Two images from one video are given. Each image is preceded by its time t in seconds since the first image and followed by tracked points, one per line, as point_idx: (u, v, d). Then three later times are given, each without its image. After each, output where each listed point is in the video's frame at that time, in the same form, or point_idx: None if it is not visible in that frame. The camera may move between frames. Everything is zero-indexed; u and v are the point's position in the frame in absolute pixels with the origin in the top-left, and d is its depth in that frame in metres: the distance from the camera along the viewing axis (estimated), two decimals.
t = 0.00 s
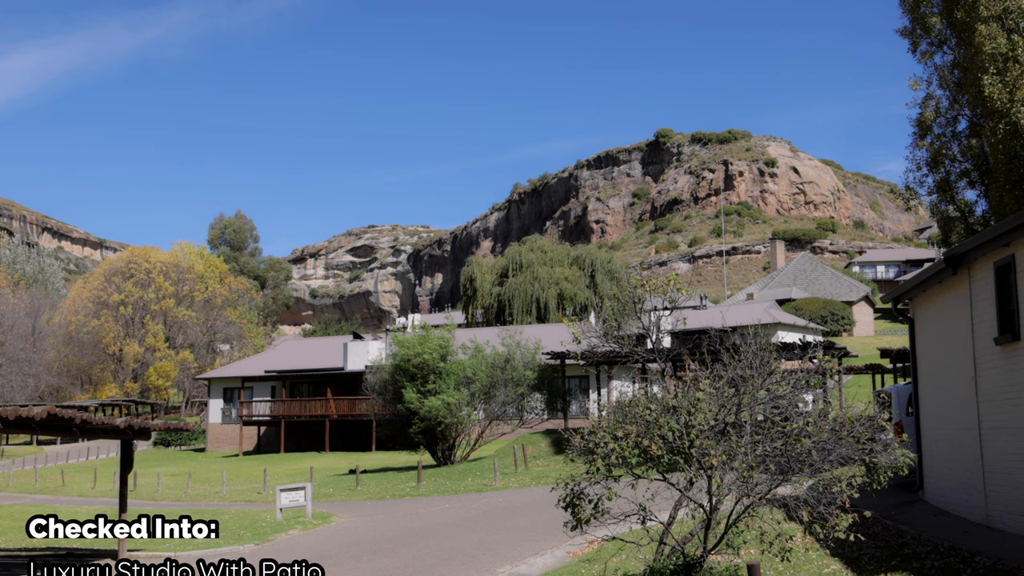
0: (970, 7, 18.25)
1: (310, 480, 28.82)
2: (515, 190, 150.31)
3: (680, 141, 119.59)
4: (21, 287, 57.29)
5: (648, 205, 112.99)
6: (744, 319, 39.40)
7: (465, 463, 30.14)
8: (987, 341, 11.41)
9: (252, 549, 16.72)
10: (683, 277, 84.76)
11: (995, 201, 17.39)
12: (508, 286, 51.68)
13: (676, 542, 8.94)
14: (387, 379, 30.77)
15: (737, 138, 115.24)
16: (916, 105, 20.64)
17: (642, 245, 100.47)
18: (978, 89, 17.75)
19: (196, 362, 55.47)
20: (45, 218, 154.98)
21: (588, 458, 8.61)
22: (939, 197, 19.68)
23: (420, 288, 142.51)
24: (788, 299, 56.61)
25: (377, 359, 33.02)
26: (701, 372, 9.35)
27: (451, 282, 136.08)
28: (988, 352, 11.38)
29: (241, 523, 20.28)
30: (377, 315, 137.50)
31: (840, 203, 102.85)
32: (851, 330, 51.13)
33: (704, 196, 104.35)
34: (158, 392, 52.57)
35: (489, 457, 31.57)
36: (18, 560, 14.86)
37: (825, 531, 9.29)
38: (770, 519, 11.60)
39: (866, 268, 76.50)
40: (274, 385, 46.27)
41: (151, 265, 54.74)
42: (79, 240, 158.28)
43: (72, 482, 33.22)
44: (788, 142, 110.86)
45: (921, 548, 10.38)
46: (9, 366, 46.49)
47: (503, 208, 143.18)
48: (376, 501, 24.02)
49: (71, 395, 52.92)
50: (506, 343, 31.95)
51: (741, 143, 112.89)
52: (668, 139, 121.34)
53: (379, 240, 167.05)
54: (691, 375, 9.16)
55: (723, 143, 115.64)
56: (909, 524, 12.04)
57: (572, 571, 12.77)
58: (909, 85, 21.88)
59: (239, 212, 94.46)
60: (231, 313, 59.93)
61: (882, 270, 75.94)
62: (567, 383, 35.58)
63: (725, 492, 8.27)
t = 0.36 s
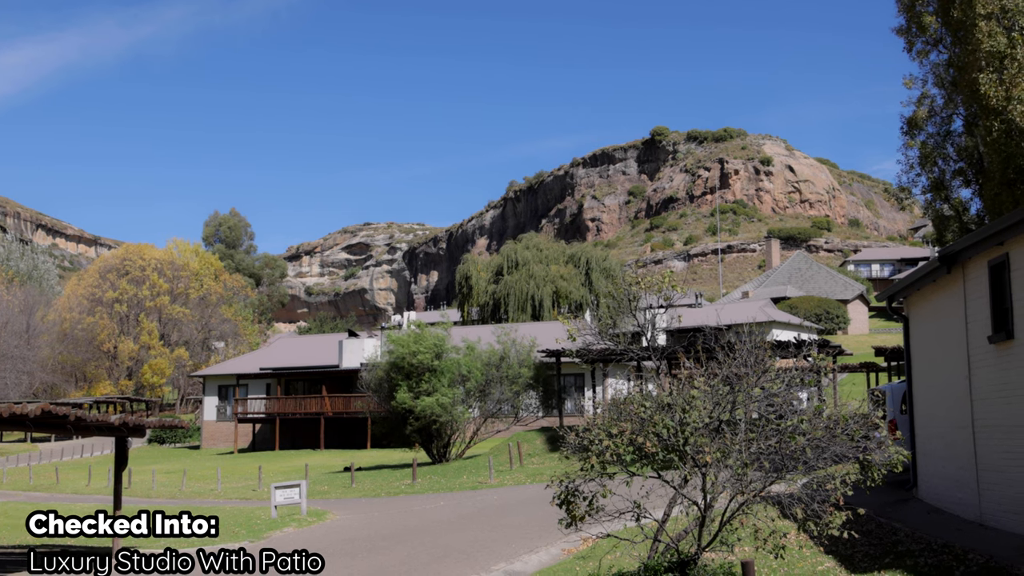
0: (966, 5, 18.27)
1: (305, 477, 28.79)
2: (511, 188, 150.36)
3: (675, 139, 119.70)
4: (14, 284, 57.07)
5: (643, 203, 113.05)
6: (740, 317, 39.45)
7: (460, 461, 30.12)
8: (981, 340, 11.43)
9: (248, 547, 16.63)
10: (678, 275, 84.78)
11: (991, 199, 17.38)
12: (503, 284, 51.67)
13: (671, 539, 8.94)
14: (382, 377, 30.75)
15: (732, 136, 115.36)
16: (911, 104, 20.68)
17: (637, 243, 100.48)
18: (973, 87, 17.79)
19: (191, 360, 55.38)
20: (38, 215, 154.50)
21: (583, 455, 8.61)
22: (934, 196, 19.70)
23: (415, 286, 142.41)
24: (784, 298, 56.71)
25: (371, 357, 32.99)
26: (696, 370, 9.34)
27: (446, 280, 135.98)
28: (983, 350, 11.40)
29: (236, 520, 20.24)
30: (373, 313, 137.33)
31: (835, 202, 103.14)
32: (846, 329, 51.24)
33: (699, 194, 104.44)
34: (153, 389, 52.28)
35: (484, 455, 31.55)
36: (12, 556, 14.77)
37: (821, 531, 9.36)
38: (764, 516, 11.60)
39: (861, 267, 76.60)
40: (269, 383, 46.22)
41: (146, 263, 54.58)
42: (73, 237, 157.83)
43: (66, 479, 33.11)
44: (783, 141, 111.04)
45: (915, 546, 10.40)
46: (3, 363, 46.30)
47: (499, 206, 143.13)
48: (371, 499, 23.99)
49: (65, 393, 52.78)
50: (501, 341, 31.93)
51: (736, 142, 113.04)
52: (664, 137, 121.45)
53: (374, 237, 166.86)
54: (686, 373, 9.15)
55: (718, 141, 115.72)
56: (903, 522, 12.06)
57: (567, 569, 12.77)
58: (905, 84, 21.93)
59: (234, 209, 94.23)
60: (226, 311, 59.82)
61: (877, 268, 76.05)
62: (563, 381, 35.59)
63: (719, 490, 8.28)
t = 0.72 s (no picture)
0: (963, 3, 18.31)
1: (300, 474, 28.80)
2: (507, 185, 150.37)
3: (671, 137, 119.84)
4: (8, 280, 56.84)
5: (639, 201, 113.11)
6: (735, 314, 39.52)
7: (455, 458, 30.14)
8: (975, 338, 11.46)
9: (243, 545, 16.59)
10: (673, 273, 84.85)
11: (985, 197, 17.42)
12: (499, 281, 51.68)
13: (665, 536, 8.92)
14: (377, 373, 30.76)
15: (728, 134, 115.49)
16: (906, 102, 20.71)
17: (633, 240, 100.49)
18: (969, 84, 17.82)
19: (186, 356, 55.31)
20: (32, 211, 153.94)
21: (577, 451, 8.62)
22: (928, 194, 19.73)
23: (411, 283, 142.27)
24: (778, 295, 56.83)
25: (366, 354, 32.98)
26: (691, 367, 9.35)
27: (441, 277, 135.87)
28: (976, 348, 11.43)
29: (230, 516, 20.22)
30: (368, 310, 137.16)
31: (830, 199, 103.38)
32: (840, 326, 51.42)
33: (695, 192, 104.57)
34: (147, 386, 52.27)
35: (479, 451, 31.57)
36: (6, 553, 14.74)
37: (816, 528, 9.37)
38: (758, 513, 11.63)
39: (856, 264, 76.70)
40: (264, 379, 46.19)
41: (140, 259, 54.43)
42: (67, 233, 157.25)
43: (60, 476, 33.04)
44: (779, 138, 111.20)
45: (908, 543, 10.44)
46: None
47: (494, 203, 143.10)
48: (365, 496, 24.01)
49: (59, 389, 52.58)
50: (496, 337, 31.92)
51: (732, 139, 113.15)
52: (659, 135, 121.50)
53: (369, 234, 166.61)
54: (681, 370, 9.16)
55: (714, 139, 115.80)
56: (896, 519, 12.10)
57: (561, 565, 12.77)
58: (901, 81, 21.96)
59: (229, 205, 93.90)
60: (221, 307, 59.73)
61: (872, 266, 76.11)
62: (557, 378, 35.62)
63: (714, 487, 8.31)
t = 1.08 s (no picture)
0: (955, 2, 18.35)
1: (294, 472, 28.77)
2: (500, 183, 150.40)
3: (665, 135, 120.04)
4: None
5: (632, 199, 113.16)
6: (728, 312, 39.56)
7: (449, 456, 30.10)
8: (967, 336, 11.50)
9: (239, 543, 16.52)
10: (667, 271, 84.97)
11: (977, 195, 17.48)
12: (493, 279, 51.68)
13: (659, 534, 8.93)
14: (371, 372, 30.77)
15: (722, 132, 115.75)
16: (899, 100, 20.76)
17: (627, 238, 100.55)
18: (961, 83, 17.85)
19: (178, 354, 55.14)
20: (25, 209, 153.22)
21: (571, 449, 8.63)
22: (921, 192, 19.79)
23: (404, 281, 142.09)
24: (772, 293, 57.00)
25: (360, 352, 32.97)
26: (684, 364, 9.34)
27: (435, 275, 135.77)
28: (969, 346, 11.47)
29: (224, 514, 20.21)
30: (361, 308, 136.88)
31: (823, 197, 103.73)
32: (834, 324, 51.56)
33: (688, 190, 104.76)
34: (140, 384, 52.12)
35: (473, 449, 31.58)
36: None
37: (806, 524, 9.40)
38: (751, 509, 11.65)
39: (849, 263, 76.86)
40: (257, 377, 46.10)
41: (133, 257, 54.24)
42: (60, 231, 156.52)
43: (53, 474, 32.93)
44: (772, 137, 111.53)
45: (900, 540, 10.48)
46: None
47: (488, 201, 143.11)
48: (359, 494, 23.99)
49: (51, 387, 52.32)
50: (490, 335, 31.92)
51: (726, 138, 113.40)
52: (653, 133, 121.58)
53: (363, 232, 166.32)
54: (674, 367, 9.16)
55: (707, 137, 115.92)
56: (890, 516, 12.14)
57: (554, 563, 12.78)
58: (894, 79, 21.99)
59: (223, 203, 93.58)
60: (214, 305, 59.60)
61: (865, 264, 76.33)
62: (551, 376, 35.63)
63: (707, 484, 8.33)
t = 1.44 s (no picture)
0: None
1: (287, 468, 28.72)
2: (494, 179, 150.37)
3: (658, 131, 120.17)
4: None
5: (626, 195, 113.26)
6: (721, 308, 39.64)
7: (442, 451, 30.10)
8: (958, 331, 11.56)
9: (236, 540, 16.35)
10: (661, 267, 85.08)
11: (969, 191, 17.51)
12: (486, 274, 51.64)
13: (651, 529, 8.93)
14: (364, 368, 30.77)
15: (715, 128, 115.93)
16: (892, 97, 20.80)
17: (620, 234, 100.60)
18: (953, 79, 17.89)
19: (171, 350, 54.97)
20: (16, 204, 152.36)
21: (564, 444, 8.64)
22: (914, 188, 19.83)
23: (398, 277, 141.90)
24: (765, 289, 57.16)
25: (353, 348, 32.95)
26: (677, 360, 9.36)
27: (429, 271, 135.65)
28: (960, 341, 11.51)
29: (217, 511, 20.18)
30: (355, 304, 136.60)
31: (816, 193, 104.04)
32: (826, 320, 51.75)
33: (682, 186, 104.93)
34: (133, 380, 51.95)
35: (466, 445, 31.59)
36: None
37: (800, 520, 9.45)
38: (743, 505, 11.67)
39: (842, 258, 77.05)
40: (250, 373, 46.03)
41: (125, 253, 54.00)
42: (51, 227, 155.67)
43: (45, 470, 32.81)
44: (766, 133, 111.80)
45: (892, 535, 10.52)
46: None
47: (481, 197, 143.07)
48: (352, 489, 23.98)
49: (44, 383, 52.07)
50: (484, 331, 31.91)
51: (719, 133, 113.56)
52: (647, 129, 121.67)
53: (357, 228, 165.99)
54: (667, 363, 9.16)
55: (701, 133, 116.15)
56: (881, 511, 12.18)
57: (547, 558, 12.79)
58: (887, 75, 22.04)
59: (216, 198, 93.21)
60: (207, 301, 59.44)
61: (857, 260, 76.55)
62: (545, 371, 35.63)
63: (699, 479, 8.35)
